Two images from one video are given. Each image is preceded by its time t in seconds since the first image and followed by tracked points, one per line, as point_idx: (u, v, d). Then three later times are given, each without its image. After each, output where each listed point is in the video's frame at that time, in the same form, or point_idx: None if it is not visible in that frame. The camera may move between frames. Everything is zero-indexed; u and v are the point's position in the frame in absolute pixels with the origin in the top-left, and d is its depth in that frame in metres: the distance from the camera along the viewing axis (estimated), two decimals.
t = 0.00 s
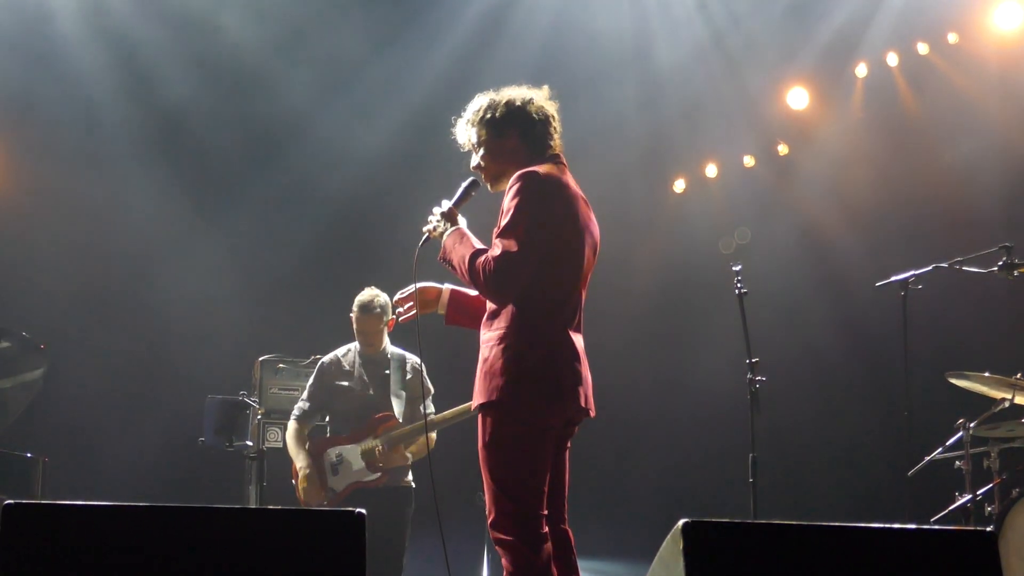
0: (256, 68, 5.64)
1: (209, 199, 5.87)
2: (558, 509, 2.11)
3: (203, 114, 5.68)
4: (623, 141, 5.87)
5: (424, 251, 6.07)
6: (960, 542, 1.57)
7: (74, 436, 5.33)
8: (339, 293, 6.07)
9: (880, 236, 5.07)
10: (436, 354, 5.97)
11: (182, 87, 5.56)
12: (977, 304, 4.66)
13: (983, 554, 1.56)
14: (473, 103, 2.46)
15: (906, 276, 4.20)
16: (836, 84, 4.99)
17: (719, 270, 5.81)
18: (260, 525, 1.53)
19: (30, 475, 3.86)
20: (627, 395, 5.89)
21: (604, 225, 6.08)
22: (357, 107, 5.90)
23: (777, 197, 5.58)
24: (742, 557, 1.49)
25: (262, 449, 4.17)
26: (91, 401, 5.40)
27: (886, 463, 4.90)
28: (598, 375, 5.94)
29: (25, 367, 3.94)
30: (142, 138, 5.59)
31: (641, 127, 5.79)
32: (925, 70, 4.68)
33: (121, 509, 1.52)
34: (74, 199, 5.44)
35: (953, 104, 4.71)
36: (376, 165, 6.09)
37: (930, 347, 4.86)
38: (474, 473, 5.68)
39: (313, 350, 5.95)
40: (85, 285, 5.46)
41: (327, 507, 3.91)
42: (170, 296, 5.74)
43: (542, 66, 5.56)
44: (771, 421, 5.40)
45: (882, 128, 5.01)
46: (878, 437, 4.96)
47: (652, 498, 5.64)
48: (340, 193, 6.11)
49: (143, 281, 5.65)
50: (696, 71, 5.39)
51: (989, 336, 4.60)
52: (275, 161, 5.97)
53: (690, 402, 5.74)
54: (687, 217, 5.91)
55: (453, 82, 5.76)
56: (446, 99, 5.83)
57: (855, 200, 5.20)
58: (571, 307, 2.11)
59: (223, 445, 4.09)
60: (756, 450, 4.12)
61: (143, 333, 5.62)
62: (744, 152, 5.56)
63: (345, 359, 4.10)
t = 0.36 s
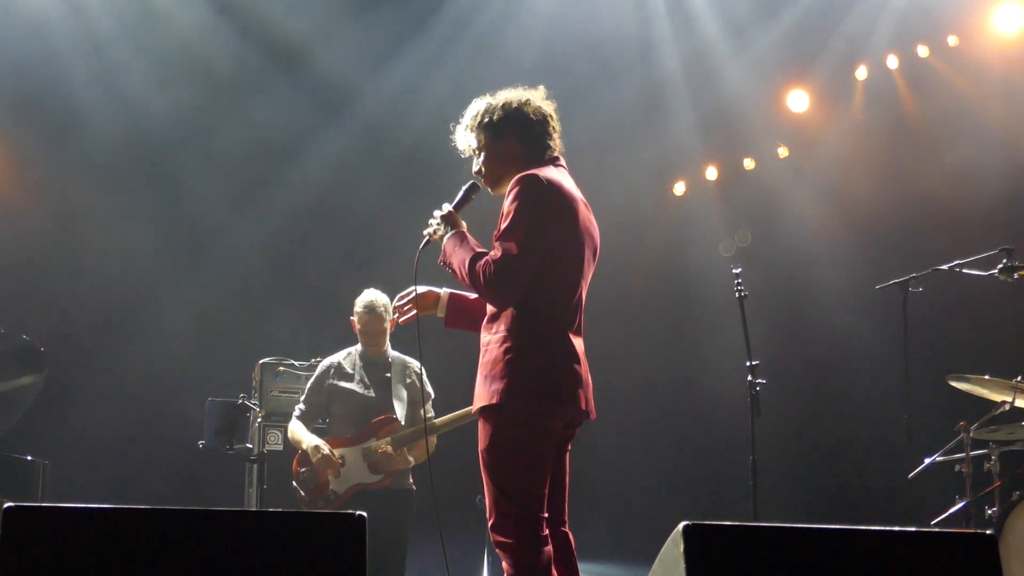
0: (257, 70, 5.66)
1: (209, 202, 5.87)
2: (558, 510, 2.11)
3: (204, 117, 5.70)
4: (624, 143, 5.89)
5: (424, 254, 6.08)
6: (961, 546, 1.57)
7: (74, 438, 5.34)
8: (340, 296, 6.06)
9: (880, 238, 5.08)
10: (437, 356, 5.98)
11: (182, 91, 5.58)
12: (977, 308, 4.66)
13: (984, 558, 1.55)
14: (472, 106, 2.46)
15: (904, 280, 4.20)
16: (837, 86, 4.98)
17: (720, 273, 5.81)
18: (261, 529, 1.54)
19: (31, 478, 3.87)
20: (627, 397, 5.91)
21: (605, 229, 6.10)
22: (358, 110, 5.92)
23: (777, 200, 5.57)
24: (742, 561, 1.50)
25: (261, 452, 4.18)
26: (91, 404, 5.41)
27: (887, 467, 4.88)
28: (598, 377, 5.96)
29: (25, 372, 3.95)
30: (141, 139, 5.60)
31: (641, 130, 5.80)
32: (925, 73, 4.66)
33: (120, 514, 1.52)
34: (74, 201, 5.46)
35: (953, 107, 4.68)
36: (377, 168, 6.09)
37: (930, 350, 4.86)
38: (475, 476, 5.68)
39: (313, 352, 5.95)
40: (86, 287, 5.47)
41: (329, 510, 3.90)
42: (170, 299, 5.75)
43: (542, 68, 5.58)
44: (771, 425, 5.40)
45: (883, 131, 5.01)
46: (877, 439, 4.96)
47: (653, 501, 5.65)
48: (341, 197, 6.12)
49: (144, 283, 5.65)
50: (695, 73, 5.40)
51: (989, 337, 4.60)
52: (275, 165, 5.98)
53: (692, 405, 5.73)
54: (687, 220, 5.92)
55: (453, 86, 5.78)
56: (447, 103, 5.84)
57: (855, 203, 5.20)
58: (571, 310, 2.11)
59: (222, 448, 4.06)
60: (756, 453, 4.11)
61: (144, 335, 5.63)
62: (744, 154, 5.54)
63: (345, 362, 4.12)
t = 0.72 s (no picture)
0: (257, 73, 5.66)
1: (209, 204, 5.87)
2: (558, 513, 2.11)
3: (204, 119, 5.70)
4: (624, 146, 5.89)
5: (424, 256, 6.08)
6: (960, 549, 1.57)
7: (74, 440, 5.34)
8: (340, 299, 6.07)
9: (881, 241, 5.08)
10: (436, 359, 5.99)
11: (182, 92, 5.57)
12: (977, 311, 4.66)
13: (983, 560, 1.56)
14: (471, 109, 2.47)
15: (903, 283, 4.20)
16: (837, 89, 4.98)
17: (720, 276, 5.81)
18: (264, 531, 1.54)
19: (30, 480, 3.87)
20: (627, 399, 5.91)
21: (605, 232, 6.10)
22: (358, 112, 5.92)
23: (777, 202, 5.57)
24: (741, 563, 1.50)
25: (260, 454, 4.18)
26: (90, 405, 5.41)
27: (887, 469, 4.88)
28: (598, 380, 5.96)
29: (26, 373, 3.95)
30: (141, 141, 5.60)
31: (641, 133, 5.80)
32: (926, 76, 4.67)
33: (123, 515, 1.52)
34: (74, 203, 5.46)
35: (953, 110, 4.70)
36: (377, 170, 6.09)
37: (930, 353, 4.86)
38: (474, 478, 5.68)
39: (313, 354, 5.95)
40: (85, 289, 5.47)
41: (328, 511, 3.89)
42: (170, 301, 5.76)
43: (543, 71, 5.58)
44: (771, 427, 5.40)
45: (883, 134, 5.01)
46: (877, 442, 4.96)
47: (652, 503, 5.65)
48: (341, 199, 6.12)
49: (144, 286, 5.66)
50: (695, 76, 5.40)
51: (989, 340, 4.60)
52: (275, 167, 5.98)
53: (692, 408, 5.73)
54: (687, 222, 5.92)
55: (453, 88, 5.78)
56: (447, 105, 5.84)
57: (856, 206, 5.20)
58: (571, 312, 2.12)
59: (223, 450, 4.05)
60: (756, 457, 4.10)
61: (143, 337, 5.64)
62: (744, 157, 5.54)
63: (343, 364, 4.13)
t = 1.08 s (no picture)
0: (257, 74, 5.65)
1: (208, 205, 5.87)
2: (555, 513, 2.11)
3: (202, 120, 5.69)
4: (623, 147, 5.89)
5: (423, 258, 6.08)
6: (957, 550, 1.57)
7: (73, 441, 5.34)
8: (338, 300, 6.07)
9: (880, 242, 5.09)
10: (435, 360, 5.99)
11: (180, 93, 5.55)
12: (975, 312, 4.67)
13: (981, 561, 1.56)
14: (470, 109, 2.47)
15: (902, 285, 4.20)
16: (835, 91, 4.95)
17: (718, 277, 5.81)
18: (261, 532, 1.53)
19: (30, 481, 3.87)
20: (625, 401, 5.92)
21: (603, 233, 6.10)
22: (356, 113, 5.91)
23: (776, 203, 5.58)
24: (740, 564, 1.50)
25: (258, 454, 4.18)
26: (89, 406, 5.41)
27: (885, 470, 4.88)
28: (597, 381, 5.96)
29: (26, 374, 3.95)
30: (140, 142, 5.59)
31: (639, 134, 5.79)
32: (924, 77, 4.64)
33: (120, 516, 1.52)
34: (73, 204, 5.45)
35: (952, 111, 4.68)
36: (375, 171, 6.09)
37: (928, 355, 4.86)
38: (473, 479, 5.69)
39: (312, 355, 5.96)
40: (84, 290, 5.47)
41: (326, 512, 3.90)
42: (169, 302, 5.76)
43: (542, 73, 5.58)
44: (769, 428, 5.40)
45: (881, 135, 5.00)
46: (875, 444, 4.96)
47: (650, 504, 5.66)
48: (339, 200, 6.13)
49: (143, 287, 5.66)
50: (694, 76, 5.39)
51: (987, 341, 4.61)
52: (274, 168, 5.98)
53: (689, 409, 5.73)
54: (685, 223, 5.91)
55: (452, 89, 5.78)
56: (446, 107, 5.84)
57: (854, 207, 5.21)
58: (569, 313, 2.12)
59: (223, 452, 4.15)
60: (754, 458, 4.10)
61: (142, 338, 5.64)
62: (743, 159, 5.53)
63: (339, 366, 4.10)
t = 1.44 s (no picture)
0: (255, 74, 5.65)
1: (206, 205, 5.86)
2: (556, 513, 2.11)
3: (201, 119, 5.68)
4: (623, 148, 5.88)
5: (422, 258, 6.08)
6: (958, 547, 1.57)
7: (72, 440, 5.35)
8: (338, 300, 6.07)
9: (880, 241, 5.09)
10: (434, 360, 5.98)
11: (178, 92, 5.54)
12: (974, 312, 4.67)
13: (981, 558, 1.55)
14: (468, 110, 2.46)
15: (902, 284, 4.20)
16: (835, 90, 4.92)
17: (718, 277, 5.81)
18: (259, 530, 1.53)
19: (29, 481, 3.87)
20: (624, 400, 5.91)
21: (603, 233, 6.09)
22: (355, 113, 5.91)
23: (775, 203, 5.57)
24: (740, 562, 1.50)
25: (258, 454, 4.18)
26: (88, 406, 5.41)
27: (884, 470, 4.88)
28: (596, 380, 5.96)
29: (24, 374, 3.95)
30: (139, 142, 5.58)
31: (638, 134, 5.78)
32: (924, 75, 4.64)
33: (117, 515, 1.52)
34: (72, 204, 5.45)
35: (952, 110, 4.69)
36: (375, 171, 6.08)
37: (928, 354, 4.86)
38: (472, 479, 5.69)
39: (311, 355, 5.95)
40: (83, 289, 5.47)
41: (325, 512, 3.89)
42: (168, 301, 5.76)
43: (540, 73, 5.58)
44: (768, 428, 5.40)
45: (881, 134, 4.99)
46: (874, 444, 4.97)
47: (649, 503, 5.66)
48: (338, 200, 6.12)
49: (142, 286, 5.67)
50: (694, 75, 5.38)
51: (986, 341, 4.61)
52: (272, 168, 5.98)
53: (688, 409, 5.73)
54: (685, 224, 5.90)
55: (451, 89, 5.78)
56: (445, 107, 5.84)
57: (855, 207, 5.20)
58: (569, 313, 2.12)
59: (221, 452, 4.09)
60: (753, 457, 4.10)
61: (141, 338, 5.64)
62: (742, 158, 5.50)
63: (336, 366, 4.11)
